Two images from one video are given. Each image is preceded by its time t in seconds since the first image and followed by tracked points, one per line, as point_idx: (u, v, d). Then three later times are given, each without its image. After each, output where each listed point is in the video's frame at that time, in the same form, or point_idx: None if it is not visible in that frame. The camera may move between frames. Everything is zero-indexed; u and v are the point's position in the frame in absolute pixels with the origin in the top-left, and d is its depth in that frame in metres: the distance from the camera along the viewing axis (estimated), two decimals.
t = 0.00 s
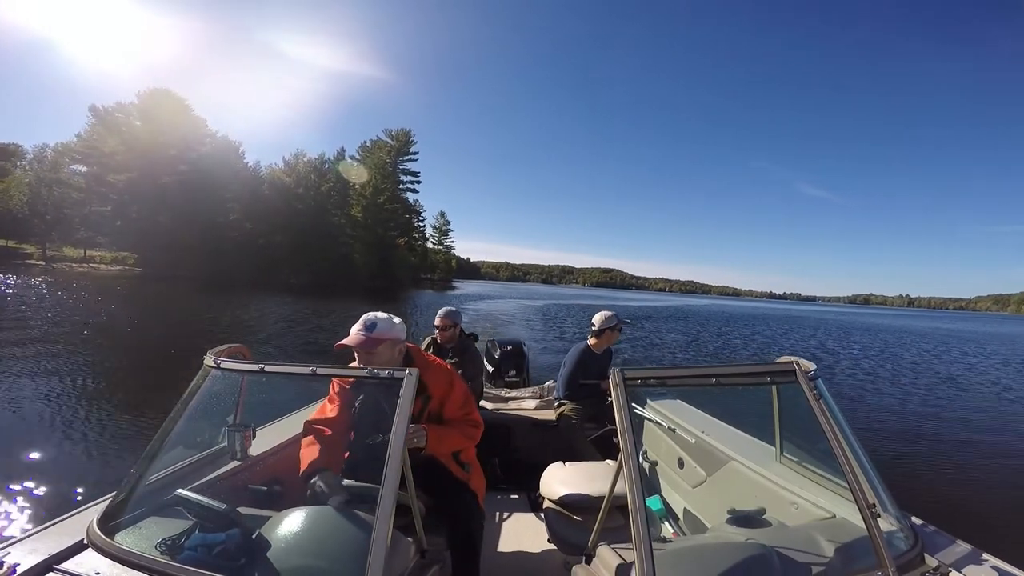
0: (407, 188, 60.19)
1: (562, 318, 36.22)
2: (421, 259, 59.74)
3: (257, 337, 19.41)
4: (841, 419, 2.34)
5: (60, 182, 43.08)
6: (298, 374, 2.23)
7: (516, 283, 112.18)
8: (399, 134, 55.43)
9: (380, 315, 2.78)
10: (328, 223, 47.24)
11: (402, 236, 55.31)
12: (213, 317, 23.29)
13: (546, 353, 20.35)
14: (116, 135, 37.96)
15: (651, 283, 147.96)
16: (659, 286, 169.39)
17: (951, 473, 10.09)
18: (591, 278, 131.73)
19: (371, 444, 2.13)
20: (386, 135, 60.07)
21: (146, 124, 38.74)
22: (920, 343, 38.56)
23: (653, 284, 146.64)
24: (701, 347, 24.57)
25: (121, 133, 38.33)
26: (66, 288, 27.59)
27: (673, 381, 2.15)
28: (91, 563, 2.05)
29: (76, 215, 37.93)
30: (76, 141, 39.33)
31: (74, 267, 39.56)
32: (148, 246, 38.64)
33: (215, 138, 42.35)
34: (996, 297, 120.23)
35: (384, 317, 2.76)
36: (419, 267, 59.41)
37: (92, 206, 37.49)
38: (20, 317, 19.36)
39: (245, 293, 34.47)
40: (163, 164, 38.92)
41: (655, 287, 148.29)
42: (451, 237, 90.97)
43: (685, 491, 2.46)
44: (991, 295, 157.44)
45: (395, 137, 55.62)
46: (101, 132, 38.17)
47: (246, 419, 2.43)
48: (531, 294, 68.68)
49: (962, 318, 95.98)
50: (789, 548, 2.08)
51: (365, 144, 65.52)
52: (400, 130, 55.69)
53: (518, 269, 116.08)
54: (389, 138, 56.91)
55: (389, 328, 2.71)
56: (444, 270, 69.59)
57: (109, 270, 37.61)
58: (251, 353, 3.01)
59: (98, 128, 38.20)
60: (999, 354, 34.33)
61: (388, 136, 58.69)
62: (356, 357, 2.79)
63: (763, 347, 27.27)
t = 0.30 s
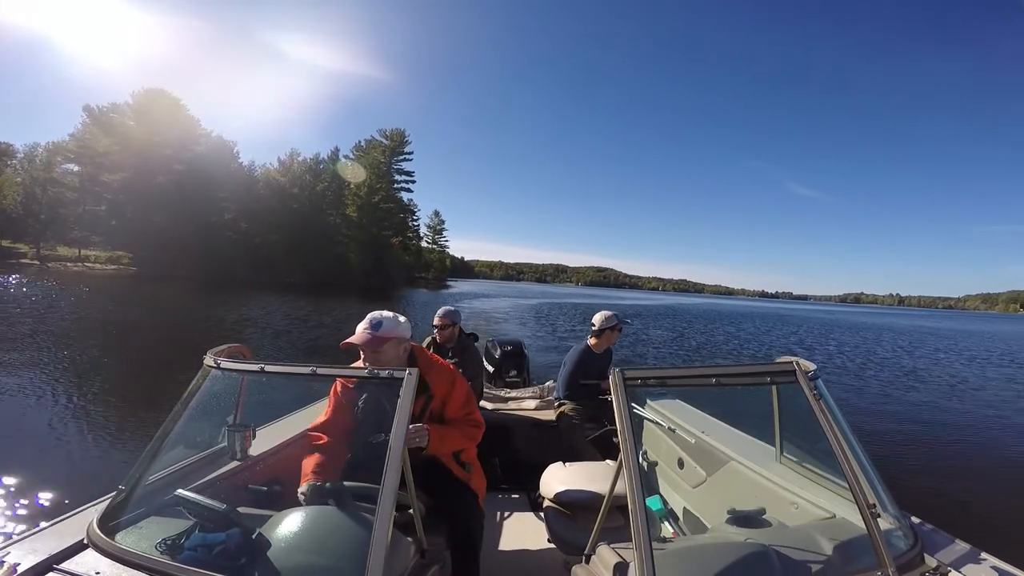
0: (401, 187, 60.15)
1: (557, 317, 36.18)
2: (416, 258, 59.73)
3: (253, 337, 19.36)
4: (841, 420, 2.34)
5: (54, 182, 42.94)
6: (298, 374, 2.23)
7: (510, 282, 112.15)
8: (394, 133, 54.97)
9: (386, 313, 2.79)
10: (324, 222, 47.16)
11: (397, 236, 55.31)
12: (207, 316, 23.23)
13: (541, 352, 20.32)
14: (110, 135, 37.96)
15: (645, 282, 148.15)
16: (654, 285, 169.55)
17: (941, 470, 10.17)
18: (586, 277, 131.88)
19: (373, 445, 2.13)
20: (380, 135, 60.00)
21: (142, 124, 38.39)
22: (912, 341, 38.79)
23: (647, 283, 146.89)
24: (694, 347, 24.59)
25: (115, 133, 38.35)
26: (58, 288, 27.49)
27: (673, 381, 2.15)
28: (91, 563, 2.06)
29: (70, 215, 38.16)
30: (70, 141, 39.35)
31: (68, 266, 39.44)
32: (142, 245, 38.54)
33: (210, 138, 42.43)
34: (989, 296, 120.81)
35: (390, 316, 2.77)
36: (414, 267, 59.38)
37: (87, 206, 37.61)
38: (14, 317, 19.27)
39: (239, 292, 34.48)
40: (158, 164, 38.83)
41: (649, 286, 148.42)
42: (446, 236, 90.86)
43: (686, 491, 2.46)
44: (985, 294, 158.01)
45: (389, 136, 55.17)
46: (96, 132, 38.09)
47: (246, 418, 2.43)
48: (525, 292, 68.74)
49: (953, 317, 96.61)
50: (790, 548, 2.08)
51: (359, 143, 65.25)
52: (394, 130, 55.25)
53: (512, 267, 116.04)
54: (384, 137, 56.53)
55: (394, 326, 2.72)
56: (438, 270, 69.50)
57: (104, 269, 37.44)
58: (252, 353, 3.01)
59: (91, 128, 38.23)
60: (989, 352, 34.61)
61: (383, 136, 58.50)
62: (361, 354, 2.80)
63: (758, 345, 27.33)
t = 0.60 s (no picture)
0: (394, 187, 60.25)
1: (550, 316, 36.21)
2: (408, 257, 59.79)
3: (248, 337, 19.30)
4: (840, 420, 2.35)
5: (48, 181, 42.72)
6: (298, 375, 2.24)
7: (504, 281, 112.30)
8: (389, 133, 55.02)
9: (389, 311, 2.80)
10: (319, 222, 47.17)
11: (390, 236, 55.36)
12: (202, 315, 23.13)
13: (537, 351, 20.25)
14: (103, 133, 37.78)
15: (638, 282, 148.77)
16: (649, 284, 170.02)
17: (930, 466, 10.27)
18: (579, 276, 132.30)
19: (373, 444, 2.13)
20: (375, 135, 59.98)
21: (136, 124, 38.60)
22: (901, 340, 39.15)
23: (639, 282, 147.43)
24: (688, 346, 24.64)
25: (109, 132, 38.19)
26: (51, 287, 27.32)
27: (672, 382, 2.16)
28: (92, 563, 2.06)
29: (65, 214, 37.31)
30: (63, 139, 39.16)
31: (62, 265, 39.23)
32: (137, 244, 38.27)
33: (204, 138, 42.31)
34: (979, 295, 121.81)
35: (393, 314, 2.78)
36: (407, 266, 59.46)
37: (82, 205, 36.90)
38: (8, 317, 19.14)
39: (233, 291, 34.46)
40: (152, 164, 38.80)
41: (641, 286, 148.99)
42: (439, 235, 90.92)
43: (686, 491, 2.46)
44: (977, 294, 159.00)
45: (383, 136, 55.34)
46: (89, 130, 37.72)
47: (246, 419, 2.42)
48: (518, 292, 68.82)
49: (942, 317, 97.56)
50: (789, 548, 2.08)
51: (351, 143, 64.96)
52: (389, 130, 55.52)
53: (505, 267, 116.21)
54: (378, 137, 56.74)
55: (398, 324, 2.73)
56: (433, 268, 69.36)
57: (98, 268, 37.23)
58: (252, 352, 3.02)
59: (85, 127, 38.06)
60: (976, 351, 35.07)
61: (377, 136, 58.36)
62: (363, 351, 2.82)
63: (750, 344, 27.47)
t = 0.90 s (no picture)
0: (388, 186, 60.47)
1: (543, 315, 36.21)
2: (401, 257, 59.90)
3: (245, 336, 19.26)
4: (840, 420, 2.34)
5: (40, 180, 42.52)
6: (299, 375, 2.24)
7: (497, 280, 112.20)
8: (382, 134, 55.87)
9: (391, 307, 2.80)
10: (313, 221, 47.35)
11: (383, 235, 55.55)
12: (197, 315, 23.06)
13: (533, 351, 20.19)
14: (95, 132, 37.88)
15: (629, 282, 149.08)
16: (643, 284, 170.08)
17: (919, 467, 10.34)
18: (571, 277, 132.37)
19: (374, 444, 2.12)
20: (369, 134, 60.08)
21: (131, 125, 38.46)
22: (891, 340, 39.44)
23: (631, 282, 147.69)
24: (684, 346, 24.70)
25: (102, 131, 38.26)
26: (43, 287, 27.21)
27: (672, 381, 2.16)
28: (91, 563, 2.06)
29: (57, 212, 37.28)
30: (56, 138, 39.03)
31: (54, 264, 39.08)
32: (129, 244, 37.98)
33: (198, 137, 42.21)
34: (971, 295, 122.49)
35: (395, 309, 2.79)
36: (400, 265, 59.32)
37: (74, 204, 36.92)
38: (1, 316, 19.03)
39: (225, 290, 34.44)
40: (145, 163, 38.60)
41: (634, 286, 149.20)
42: (432, 235, 90.92)
43: (685, 491, 2.46)
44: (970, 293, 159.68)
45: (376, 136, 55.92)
46: (82, 129, 37.95)
47: (246, 418, 2.43)
48: (511, 291, 68.78)
49: (932, 317, 98.21)
50: (789, 547, 2.08)
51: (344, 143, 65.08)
52: (382, 130, 56.03)
53: (499, 266, 115.96)
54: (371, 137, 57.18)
55: (398, 320, 2.74)
56: (424, 267, 69.26)
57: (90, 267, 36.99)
58: (252, 353, 3.02)
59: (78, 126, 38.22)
60: (965, 351, 35.39)
61: (371, 135, 58.52)
62: (365, 346, 2.83)
63: (744, 343, 27.55)
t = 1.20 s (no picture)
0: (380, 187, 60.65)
1: (535, 314, 36.34)
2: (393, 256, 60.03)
3: (240, 336, 19.31)
4: (840, 420, 2.35)
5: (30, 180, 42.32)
6: (299, 374, 2.23)
7: (489, 279, 112.28)
8: (375, 133, 55.49)
9: (392, 304, 2.82)
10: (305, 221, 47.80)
11: (377, 236, 55.74)
12: (190, 315, 23.04)
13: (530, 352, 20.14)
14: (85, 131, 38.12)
15: (621, 282, 149.66)
16: (636, 283, 170.46)
17: (905, 465, 10.44)
18: (564, 276, 132.66)
19: (375, 444, 2.12)
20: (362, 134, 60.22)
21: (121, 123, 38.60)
22: (882, 340, 39.70)
23: (623, 281, 148.06)
24: (680, 346, 24.73)
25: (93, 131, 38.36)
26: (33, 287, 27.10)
27: (672, 380, 2.16)
28: (92, 562, 2.06)
29: (48, 213, 37.10)
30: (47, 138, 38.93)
31: (45, 264, 38.93)
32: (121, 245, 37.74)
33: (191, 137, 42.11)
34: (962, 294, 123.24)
35: (396, 307, 2.80)
36: (393, 265, 59.48)
37: (66, 204, 36.72)
38: None
39: (217, 290, 34.44)
40: (137, 163, 38.40)
41: (627, 285, 149.69)
42: (424, 235, 91.04)
43: (686, 491, 2.46)
44: (962, 293, 160.62)
45: (369, 137, 55.58)
46: (73, 129, 38.21)
47: (246, 419, 2.43)
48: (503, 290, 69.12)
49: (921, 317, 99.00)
50: (788, 547, 2.09)
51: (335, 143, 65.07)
52: (374, 130, 55.64)
53: (492, 266, 115.96)
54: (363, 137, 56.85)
55: (399, 317, 2.75)
56: (417, 267, 68.67)
57: (82, 267, 36.77)
58: (252, 353, 3.02)
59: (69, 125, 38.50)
60: (953, 350, 35.77)
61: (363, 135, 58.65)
62: (365, 345, 2.83)
63: (736, 343, 27.69)
